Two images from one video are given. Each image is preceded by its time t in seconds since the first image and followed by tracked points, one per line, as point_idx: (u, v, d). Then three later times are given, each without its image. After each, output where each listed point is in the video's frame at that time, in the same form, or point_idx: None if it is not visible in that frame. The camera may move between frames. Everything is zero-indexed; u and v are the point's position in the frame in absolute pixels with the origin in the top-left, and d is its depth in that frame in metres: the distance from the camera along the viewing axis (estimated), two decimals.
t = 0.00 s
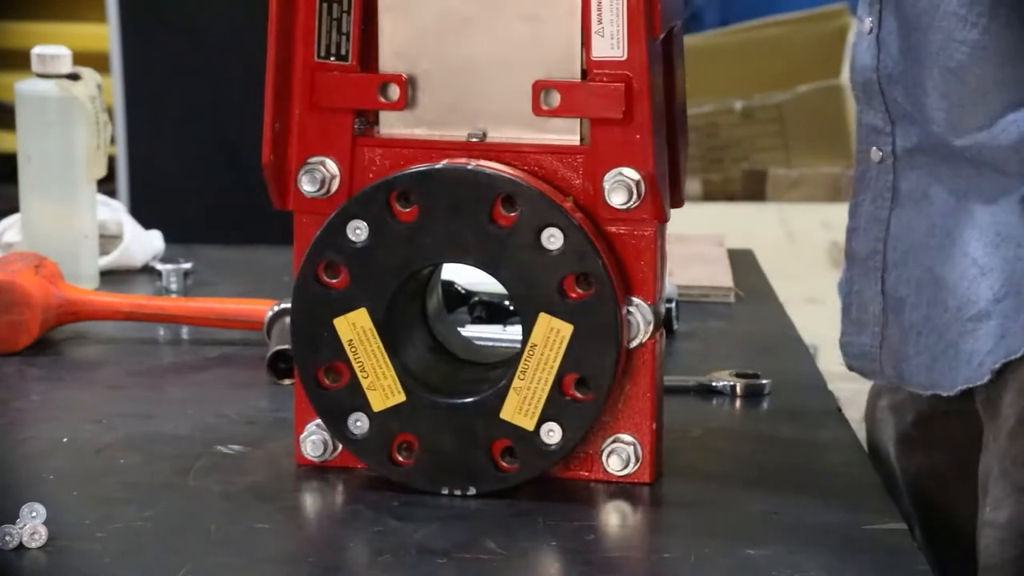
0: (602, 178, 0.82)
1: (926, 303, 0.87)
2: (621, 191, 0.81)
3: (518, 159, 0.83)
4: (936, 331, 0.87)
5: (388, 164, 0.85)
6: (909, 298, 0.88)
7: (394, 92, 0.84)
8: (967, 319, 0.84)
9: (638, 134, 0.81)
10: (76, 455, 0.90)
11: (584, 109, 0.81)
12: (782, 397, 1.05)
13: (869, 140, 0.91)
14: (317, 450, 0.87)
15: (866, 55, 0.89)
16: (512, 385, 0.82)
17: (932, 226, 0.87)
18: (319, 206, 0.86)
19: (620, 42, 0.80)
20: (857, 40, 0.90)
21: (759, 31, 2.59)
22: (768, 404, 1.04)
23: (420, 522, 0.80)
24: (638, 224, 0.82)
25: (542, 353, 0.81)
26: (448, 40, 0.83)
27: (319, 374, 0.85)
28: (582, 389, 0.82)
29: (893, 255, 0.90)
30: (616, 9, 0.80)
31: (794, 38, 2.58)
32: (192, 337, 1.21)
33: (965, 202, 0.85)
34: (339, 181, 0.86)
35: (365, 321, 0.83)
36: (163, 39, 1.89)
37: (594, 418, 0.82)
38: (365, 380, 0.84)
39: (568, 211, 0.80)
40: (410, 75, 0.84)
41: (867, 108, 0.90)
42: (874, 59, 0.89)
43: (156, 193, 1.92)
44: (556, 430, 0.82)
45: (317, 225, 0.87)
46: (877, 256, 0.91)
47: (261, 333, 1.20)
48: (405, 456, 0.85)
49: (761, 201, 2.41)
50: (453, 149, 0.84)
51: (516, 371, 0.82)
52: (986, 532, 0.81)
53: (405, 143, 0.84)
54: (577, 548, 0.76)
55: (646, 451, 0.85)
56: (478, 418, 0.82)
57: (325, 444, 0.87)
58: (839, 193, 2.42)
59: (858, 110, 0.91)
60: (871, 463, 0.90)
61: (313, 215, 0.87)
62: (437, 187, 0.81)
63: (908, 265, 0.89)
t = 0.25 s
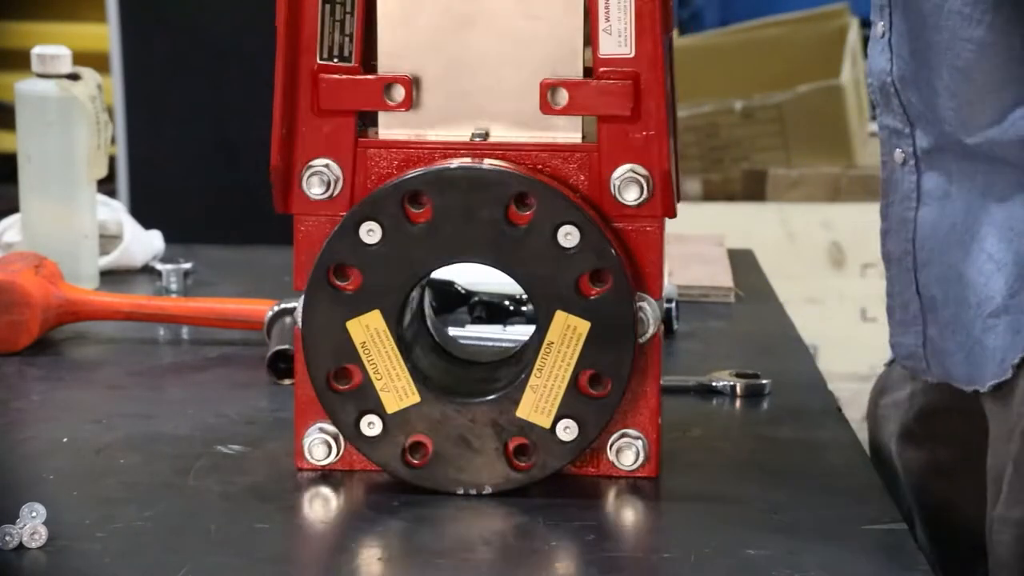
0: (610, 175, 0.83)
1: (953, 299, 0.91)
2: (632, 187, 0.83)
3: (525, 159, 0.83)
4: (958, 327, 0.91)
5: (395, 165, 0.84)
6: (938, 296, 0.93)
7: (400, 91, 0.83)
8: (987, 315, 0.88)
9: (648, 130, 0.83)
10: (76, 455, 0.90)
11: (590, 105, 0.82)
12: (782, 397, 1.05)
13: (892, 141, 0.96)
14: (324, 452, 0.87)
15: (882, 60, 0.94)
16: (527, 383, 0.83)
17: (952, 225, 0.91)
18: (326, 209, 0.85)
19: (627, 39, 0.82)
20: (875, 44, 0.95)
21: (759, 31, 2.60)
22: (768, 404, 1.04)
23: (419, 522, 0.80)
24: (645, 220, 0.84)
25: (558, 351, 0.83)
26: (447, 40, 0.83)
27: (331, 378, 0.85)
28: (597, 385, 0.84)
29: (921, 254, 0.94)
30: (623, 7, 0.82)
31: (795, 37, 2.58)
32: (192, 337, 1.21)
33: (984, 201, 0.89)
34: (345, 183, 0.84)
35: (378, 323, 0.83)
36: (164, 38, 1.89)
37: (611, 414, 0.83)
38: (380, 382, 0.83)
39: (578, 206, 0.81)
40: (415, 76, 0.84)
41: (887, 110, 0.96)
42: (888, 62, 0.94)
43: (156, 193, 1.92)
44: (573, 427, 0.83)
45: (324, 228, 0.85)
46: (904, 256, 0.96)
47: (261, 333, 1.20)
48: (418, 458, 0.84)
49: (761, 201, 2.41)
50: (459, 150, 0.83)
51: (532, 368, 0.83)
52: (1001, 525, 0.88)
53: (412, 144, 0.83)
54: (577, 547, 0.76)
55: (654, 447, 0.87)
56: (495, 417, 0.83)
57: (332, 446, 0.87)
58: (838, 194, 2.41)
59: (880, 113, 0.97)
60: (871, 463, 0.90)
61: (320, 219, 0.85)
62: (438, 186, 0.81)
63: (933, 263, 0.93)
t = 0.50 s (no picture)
0: (616, 174, 0.83)
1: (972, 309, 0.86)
2: (639, 184, 0.83)
3: (530, 159, 0.83)
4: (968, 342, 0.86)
5: (400, 166, 0.84)
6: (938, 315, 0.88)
7: (404, 93, 0.83)
8: (1007, 321, 0.84)
9: (654, 130, 0.83)
10: (76, 455, 0.90)
11: (596, 104, 0.83)
12: (782, 398, 1.05)
13: (883, 163, 0.88)
14: (328, 454, 0.87)
15: (874, 76, 0.86)
16: (536, 382, 0.83)
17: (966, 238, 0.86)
18: (330, 210, 0.85)
19: (632, 38, 0.84)
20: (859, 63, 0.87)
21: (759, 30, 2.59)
22: (768, 404, 1.04)
23: (419, 522, 0.80)
24: (650, 219, 0.85)
25: (567, 349, 0.83)
26: (447, 41, 0.83)
27: (337, 379, 0.84)
28: (605, 383, 0.85)
29: (924, 270, 0.88)
30: (627, 6, 0.83)
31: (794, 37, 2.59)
32: (192, 337, 1.21)
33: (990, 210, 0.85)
34: (348, 184, 0.84)
35: (387, 325, 0.83)
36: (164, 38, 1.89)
37: (621, 412, 0.84)
38: (387, 383, 0.83)
39: (585, 204, 0.81)
40: (419, 76, 0.84)
41: (878, 132, 0.87)
42: (882, 79, 0.86)
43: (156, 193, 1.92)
44: (583, 426, 0.84)
45: (326, 229, 0.85)
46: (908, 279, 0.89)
47: (261, 333, 1.20)
48: (426, 458, 0.85)
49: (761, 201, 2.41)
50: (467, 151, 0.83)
51: (541, 367, 0.83)
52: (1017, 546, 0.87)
53: (415, 144, 0.84)
54: (578, 547, 0.76)
55: (659, 444, 0.88)
56: (502, 417, 0.83)
57: (336, 447, 0.87)
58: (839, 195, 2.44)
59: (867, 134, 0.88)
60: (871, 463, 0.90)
61: (324, 220, 0.85)
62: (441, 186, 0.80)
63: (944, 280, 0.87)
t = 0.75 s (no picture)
0: (616, 174, 0.83)
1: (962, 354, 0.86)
2: (639, 184, 0.83)
3: (530, 159, 0.83)
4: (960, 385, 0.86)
5: (400, 166, 0.84)
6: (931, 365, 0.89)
7: (404, 93, 0.83)
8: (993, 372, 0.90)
9: (655, 130, 0.83)
10: (76, 454, 0.90)
11: (596, 105, 0.83)
12: (782, 398, 1.05)
13: (896, 220, 0.87)
14: (328, 454, 0.87)
15: (884, 137, 0.86)
16: (536, 382, 0.83)
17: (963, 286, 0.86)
18: (330, 210, 0.85)
19: (632, 38, 0.84)
20: (872, 125, 0.87)
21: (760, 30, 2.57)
22: (768, 404, 1.04)
23: (419, 522, 0.80)
24: (650, 219, 0.85)
25: (567, 349, 0.83)
26: (447, 41, 0.83)
27: (338, 379, 0.84)
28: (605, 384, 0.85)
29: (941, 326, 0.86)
30: (627, 6, 0.83)
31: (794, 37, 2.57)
32: (192, 337, 1.21)
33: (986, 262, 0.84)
34: (348, 184, 0.84)
35: (387, 324, 0.83)
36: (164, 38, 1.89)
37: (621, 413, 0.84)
38: (387, 383, 0.83)
39: (585, 204, 0.81)
40: (419, 76, 0.84)
41: (889, 191, 0.87)
42: (892, 139, 0.85)
43: (156, 194, 1.92)
44: (583, 426, 0.84)
45: (326, 229, 0.85)
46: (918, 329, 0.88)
47: (261, 333, 1.20)
48: (427, 458, 0.85)
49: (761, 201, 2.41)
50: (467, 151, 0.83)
51: (541, 367, 0.83)
52: None
53: (415, 144, 0.84)
54: (578, 547, 0.76)
55: (659, 444, 0.88)
56: (502, 417, 0.83)
57: (336, 447, 0.87)
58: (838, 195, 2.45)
59: (881, 193, 0.88)
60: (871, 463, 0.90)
61: (324, 220, 0.85)
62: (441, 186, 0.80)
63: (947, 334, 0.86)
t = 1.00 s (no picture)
0: (617, 174, 0.83)
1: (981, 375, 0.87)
2: (639, 184, 0.83)
3: (531, 159, 0.83)
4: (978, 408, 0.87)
5: (400, 166, 0.84)
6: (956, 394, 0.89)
7: (404, 93, 0.83)
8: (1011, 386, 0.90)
9: (655, 130, 0.83)
10: (76, 454, 0.90)
11: (596, 105, 0.83)
12: (782, 398, 1.05)
13: (930, 239, 0.89)
14: (328, 454, 0.87)
15: (913, 156, 0.88)
16: (536, 382, 0.83)
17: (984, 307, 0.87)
18: (330, 210, 0.85)
19: (632, 38, 0.84)
20: (906, 145, 0.89)
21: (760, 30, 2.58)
22: (768, 404, 1.04)
23: (419, 522, 0.80)
24: (650, 219, 0.85)
25: (568, 349, 0.83)
26: (447, 41, 0.83)
27: (338, 379, 0.84)
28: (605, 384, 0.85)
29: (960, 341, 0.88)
30: (627, 6, 0.83)
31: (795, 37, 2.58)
32: (192, 337, 1.21)
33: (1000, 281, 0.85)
34: (348, 184, 0.84)
35: (387, 324, 0.83)
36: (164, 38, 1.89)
37: (621, 413, 0.84)
38: (387, 382, 0.83)
39: (585, 204, 0.81)
40: (419, 76, 0.84)
41: (920, 209, 0.89)
42: (917, 158, 0.87)
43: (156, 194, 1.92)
44: (583, 426, 0.84)
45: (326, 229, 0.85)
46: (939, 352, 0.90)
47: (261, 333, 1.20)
48: (427, 458, 0.85)
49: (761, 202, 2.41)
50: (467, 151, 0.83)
51: (541, 367, 0.83)
52: None
53: (415, 144, 0.84)
54: (578, 547, 0.76)
55: (659, 444, 0.88)
56: (503, 417, 0.83)
57: (336, 447, 0.87)
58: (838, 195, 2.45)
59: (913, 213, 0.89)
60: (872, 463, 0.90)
61: (324, 220, 0.85)
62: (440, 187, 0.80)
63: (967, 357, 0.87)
